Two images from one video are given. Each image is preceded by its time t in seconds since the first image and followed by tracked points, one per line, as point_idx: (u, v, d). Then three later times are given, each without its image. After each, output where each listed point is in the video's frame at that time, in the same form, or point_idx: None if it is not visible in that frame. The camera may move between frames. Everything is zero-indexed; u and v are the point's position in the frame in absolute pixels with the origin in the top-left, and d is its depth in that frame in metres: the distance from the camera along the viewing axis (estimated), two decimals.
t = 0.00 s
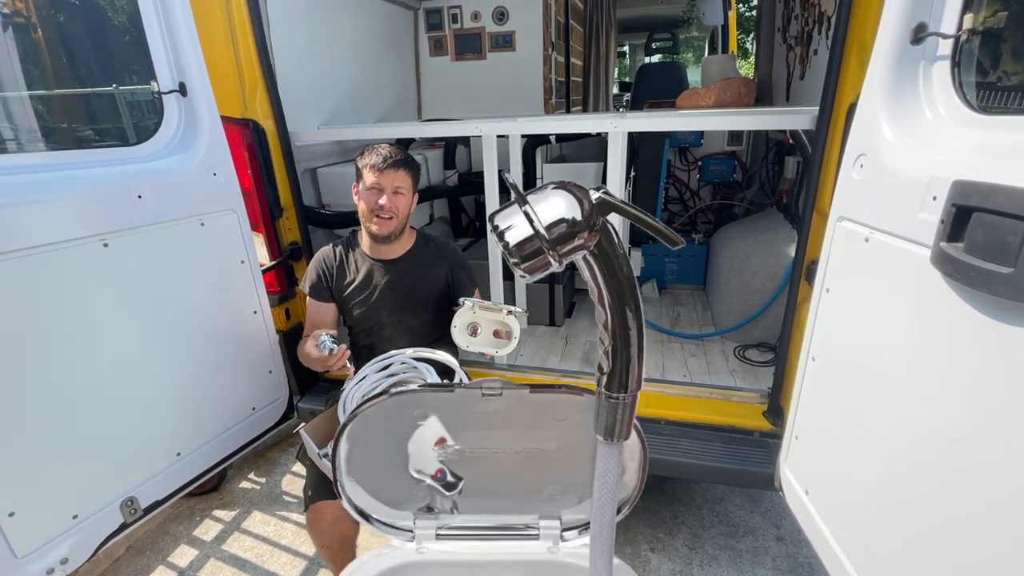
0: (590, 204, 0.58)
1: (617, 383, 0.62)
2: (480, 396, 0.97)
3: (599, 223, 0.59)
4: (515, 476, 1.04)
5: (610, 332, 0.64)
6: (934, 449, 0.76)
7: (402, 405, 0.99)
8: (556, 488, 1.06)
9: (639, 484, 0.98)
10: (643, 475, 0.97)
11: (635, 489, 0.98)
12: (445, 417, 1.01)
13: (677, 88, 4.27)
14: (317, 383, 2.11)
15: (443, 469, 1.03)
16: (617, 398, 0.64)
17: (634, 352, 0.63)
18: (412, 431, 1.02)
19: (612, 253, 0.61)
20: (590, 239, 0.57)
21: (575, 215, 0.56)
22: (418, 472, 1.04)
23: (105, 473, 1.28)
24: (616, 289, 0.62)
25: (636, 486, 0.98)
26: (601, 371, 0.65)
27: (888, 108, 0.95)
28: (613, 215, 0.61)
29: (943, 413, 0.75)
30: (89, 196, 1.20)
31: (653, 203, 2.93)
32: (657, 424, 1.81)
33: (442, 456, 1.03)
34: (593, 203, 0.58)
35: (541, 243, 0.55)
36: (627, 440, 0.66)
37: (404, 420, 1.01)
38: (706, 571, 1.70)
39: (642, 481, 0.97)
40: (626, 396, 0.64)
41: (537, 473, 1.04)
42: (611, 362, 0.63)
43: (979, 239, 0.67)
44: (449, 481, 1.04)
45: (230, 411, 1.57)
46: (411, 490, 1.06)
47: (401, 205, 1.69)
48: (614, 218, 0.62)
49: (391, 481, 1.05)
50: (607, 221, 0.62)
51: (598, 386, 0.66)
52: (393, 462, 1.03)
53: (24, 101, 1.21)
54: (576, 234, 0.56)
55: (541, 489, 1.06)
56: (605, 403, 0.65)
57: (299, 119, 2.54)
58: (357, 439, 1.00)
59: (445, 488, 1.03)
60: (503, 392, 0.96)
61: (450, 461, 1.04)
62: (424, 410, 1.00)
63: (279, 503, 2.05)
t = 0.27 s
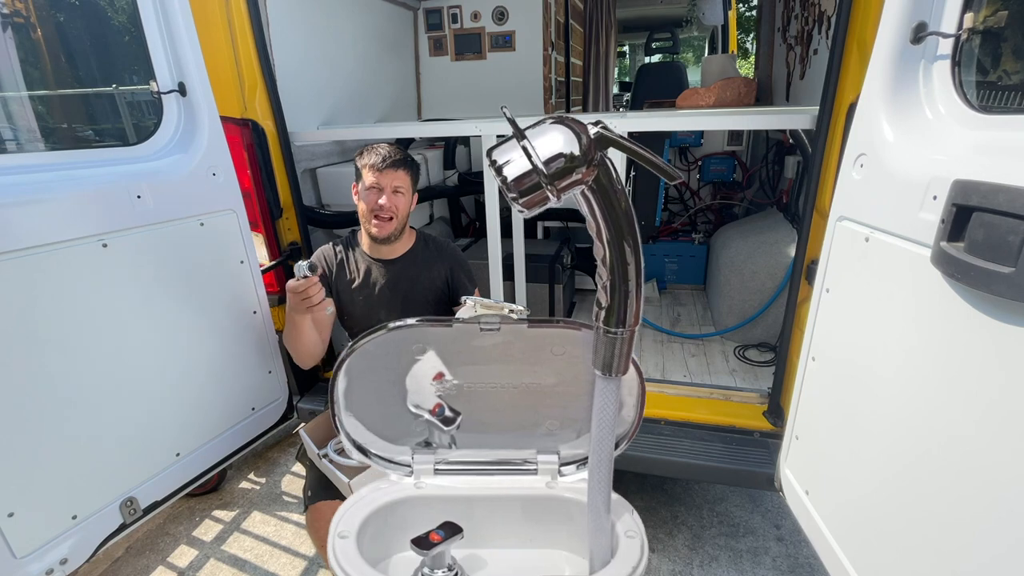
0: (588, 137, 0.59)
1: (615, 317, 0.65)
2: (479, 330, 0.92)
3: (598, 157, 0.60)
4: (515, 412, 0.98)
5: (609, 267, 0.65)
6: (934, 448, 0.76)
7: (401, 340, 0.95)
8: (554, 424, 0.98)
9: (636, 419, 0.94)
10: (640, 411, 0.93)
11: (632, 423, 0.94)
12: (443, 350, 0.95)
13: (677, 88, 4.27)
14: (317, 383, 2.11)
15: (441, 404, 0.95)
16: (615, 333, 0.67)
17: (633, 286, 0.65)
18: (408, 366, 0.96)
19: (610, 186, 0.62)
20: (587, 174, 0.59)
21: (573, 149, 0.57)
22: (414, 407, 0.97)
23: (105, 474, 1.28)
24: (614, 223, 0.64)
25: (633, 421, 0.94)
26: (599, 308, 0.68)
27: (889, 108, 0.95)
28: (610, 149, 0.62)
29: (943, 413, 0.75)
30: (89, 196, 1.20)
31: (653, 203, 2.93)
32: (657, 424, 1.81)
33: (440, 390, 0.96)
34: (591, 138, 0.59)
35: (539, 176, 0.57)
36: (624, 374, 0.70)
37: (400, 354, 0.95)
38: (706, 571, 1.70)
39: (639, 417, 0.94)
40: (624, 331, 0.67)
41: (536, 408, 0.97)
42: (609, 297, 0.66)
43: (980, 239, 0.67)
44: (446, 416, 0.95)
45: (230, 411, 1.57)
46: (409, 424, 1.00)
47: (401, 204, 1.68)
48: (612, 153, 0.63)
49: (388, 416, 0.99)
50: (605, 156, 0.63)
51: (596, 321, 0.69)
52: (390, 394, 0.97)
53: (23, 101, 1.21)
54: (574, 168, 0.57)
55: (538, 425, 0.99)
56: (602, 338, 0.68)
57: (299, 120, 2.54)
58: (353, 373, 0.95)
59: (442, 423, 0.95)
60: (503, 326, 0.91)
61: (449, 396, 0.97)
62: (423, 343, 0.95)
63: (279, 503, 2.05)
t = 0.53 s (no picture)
0: (587, 88, 0.59)
1: (613, 266, 0.65)
2: (476, 280, 0.93)
3: (596, 107, 0.60)
4: (513, 361, 0.99)
5: (608, 218, 0.66)
6: (934, 448, 0.76)
7: (399, 290, 0.96)
8: (552, 373, 1.00)
9: (636, 367, 0.96)
10: (639, 359, 0.95)
11: (631, 371, 0.96)
12: (442, 300, 0.97)
13: (677, 88, 4.27)
14: (317, 382, 2.11)
15: (439, 353, 0.98)
16: (613, 283, 0.67)
17: (631, 237, 0.65)
18: (408, 316, 0.98)
19: (609, 135, 0.62)
20: (586, 124, 0.59)
21: (571, 98, 0.57)
22: (414, 356, 1.00)
23: (105, 474, 1.28)
24: (613, 173, 0.63)
25: (632, 369, 0.96)
26: (598, 258, 0.68)
27: (888, 107, 0.95)
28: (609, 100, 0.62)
29: (943, 413, 0.75)
30: (89, 196, 1.20)
31: (653, 202, 2.93)
32: (657, 424, 1.81)
33: (439, 340, 0.98)
34: (589, 87, 0.59)
35: (538, 126, 0.57)
36: (623, 325, 0.70)
37: (400, 305, 0.97)
38: (706, 571, 1.70)
39: (638, 365, 0.95)
40: (623, 280, 0.67)
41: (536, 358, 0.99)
42: (607, 247, 0.66)
43: (979, 238, 0.67)
44: (445, 365, 0.98)
45: (229, 411, 1.57)
46: (408, 373, 1.02)
47: (402, 205, 1.68)
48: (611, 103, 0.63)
49: (388, 365, 1.01)
50: (604, 106, 0.63)
51: (595, 272, 0.69)
52: (388, 344, 1.00)
53: (23, 101, 1.21)
54: (572, 118, 0.57)
55: (537, 373, 1.00)
56: (602, 288, 0.68)
57: (299, 120, 2.54)
58: (353, 323, 0.97)
59: (441, 372, 0.97)
60: (500, 276, 0.92)
61: (448, 345, 0.99)
62: (422, 294, 0.96)
63: (279, 503, 2.05)
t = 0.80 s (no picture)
0: (587, 58, 0.60)
1: (612, 235, 0.66)
2: (476, 251, 0.94)
3: (595, 78, 0.61)
4: (512, 331, 1.01)
5: (607, 187, 0.67)
6: (934, 448, 0.76)
7: (398, 260, 0.95)
8: (551, 344, 1.02)
9: (635, 338, 0.96)
10: (639, 330, 0.95)
11: (630, 342, 0.96)
12: (440, 270, 0.98)
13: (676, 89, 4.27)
14: (317, 383, 2.11)
15: (439, 323, 0.99)
16: (613, 252, 0.68)
17: (630, 206, 0.66)
18: (408, 286, 0.99)
19: (608, 105, 0.63)
20: (585, 94, 0.60)
21: (570, 69, 0.58)
22: (413, 327, 1.01)
23: (105, 474, 1.29)
24: (612, 143, 0.64)
25: (631, 340, 0.96)
26: (598, 228, 0.69)
27: (886, 107, 0.95)
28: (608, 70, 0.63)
29: (942, 413, 0.75)
30: (89, 196, 1.20)
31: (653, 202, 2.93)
32: (657, 424, 1.81)
33: (439, 310, 0.99)
34: (588, 58, 0.60)
35: (537, 97, 0.57)
36: (623, 295, 0.71)
37: (399, 275, 0.97)
38: (706, 571, 1.70)
39: (637, 335, 0.96)
40: (622, 250, 0.68)
41: (534, 328, 1.01)
42: (607, 217, 0.67)
43: (977, 238, 0.67)
44: (444, 335, 0.99)
45: (230, 410, 1.58)
46: (407, 344, 1.03)
47: (405, 207, 1.70)
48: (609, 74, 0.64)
49: (387, 334, 1.02)
50: (602, 77, 0.63)
51: (595, 242, 0.71)
52: (387, 314, 1.01)
53: (24, 101, 1.22)
54: (572, 89, 0.58)
55: (536, 344, 1.02)
56: (601, 258, 0.70)
57: (299, 120, 2.54)
58: (352, 293, 0.98)
59: (441, 342, 0.99)
60: (500, 246, 0.93)
61: (447, 315, 1.00)
62: (421, 264, 0.97)
63: (279, 504, 2.06)
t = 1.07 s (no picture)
0: (584, 33, 0.60)
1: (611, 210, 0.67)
2: (473, 227, 0.99)
3: (593, 53, 0.62)
4: (509, 306, 1.07)
5: (605, 162, 0.68)
6: (934, 448, 0.76)
7: (396, 236, 1.00)
8: (549, 319, 1.07)
9: (633, 315, 0.98)
10: (636, 307, 0.98)
11: (627, 322, 0.99)
12: (438, 247, 1.03)
13: (676, 89, 4.28)
14: (317, 383, 2.12)
15: (436, 300, 1.06)
16: (610, 229, 0.70)
17: (627, 182, 0.67)
18: (405, 262, 1.03)
19: (605, 81, 0.64)
20: (582, 70, 0.61)
21: (568, 45, 0.59)
22: (411, 302, 1.06)
23: (106, 474, 1.29)
24: (609, 118, 0.65)
25: (628, 319, 0.99)
26: (596, 204, 0.71)
27: (886, 108, 0.95)
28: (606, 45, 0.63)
29: (942, 413, 0.75)
30: (89, 196, 1.20)
31: (653, 203, 2.93)
32: (657, 424, 1.82)
33: (436, 286, 1.05)
34: (586, 33, 0.61)
35: (535, 72, 0.58)
36: (620, 271, 0.73)
37: (396, 252, 1.02)
38: (706, 571, 1.70)
39: (635, 312, 0.98)
40: (620, 226, 0.69)
41: (531, 303, 1.06)
42: (605, 193, 0.68)
43: (976, 239, 0.67)
44: (441, 311, 1.06)
45: (230, 410, 1.58)
46: (405, 319, 1.08)
47: (404, 207, 1.69)
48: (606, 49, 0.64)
49: (385, 310, 1.08)
50: (599, 52, 0.64)
51: (593, 218, 0.72)
52: (386, 290, 1.06)
53: (24, 102, 1.22)
54: (569, 65, 0.59)
55: (533, 320, 1.07)
56: (599, 234, 0.71)
57: (299, 121, 2.55)
58: (350, 270, 1.02)
59: (438, 317, 1.06)
60: (497, 222, 0.97)
61: (444, 291, 1.06)
62: (418, 241, 1.01)
63: (279, 504, 2.06)
